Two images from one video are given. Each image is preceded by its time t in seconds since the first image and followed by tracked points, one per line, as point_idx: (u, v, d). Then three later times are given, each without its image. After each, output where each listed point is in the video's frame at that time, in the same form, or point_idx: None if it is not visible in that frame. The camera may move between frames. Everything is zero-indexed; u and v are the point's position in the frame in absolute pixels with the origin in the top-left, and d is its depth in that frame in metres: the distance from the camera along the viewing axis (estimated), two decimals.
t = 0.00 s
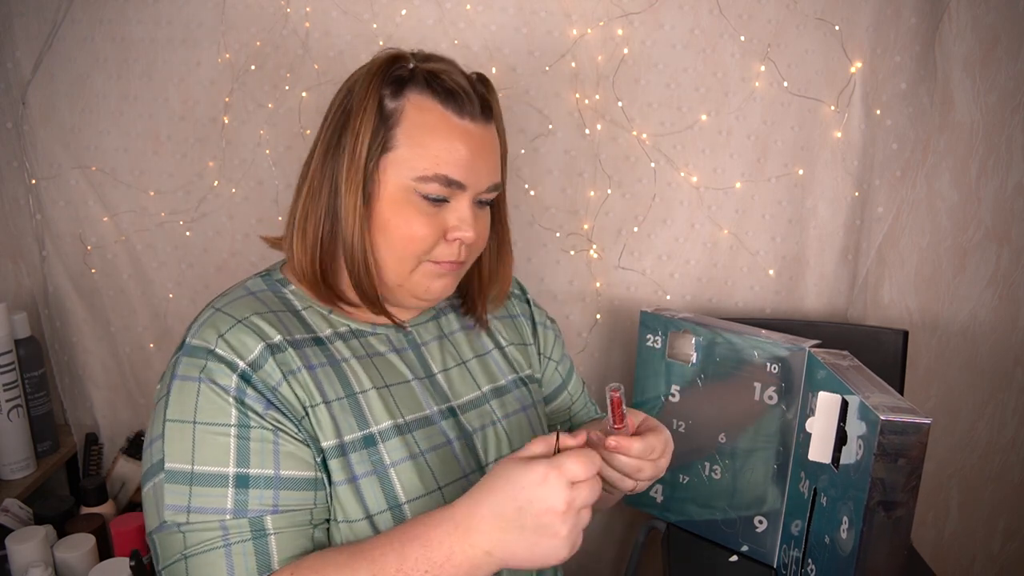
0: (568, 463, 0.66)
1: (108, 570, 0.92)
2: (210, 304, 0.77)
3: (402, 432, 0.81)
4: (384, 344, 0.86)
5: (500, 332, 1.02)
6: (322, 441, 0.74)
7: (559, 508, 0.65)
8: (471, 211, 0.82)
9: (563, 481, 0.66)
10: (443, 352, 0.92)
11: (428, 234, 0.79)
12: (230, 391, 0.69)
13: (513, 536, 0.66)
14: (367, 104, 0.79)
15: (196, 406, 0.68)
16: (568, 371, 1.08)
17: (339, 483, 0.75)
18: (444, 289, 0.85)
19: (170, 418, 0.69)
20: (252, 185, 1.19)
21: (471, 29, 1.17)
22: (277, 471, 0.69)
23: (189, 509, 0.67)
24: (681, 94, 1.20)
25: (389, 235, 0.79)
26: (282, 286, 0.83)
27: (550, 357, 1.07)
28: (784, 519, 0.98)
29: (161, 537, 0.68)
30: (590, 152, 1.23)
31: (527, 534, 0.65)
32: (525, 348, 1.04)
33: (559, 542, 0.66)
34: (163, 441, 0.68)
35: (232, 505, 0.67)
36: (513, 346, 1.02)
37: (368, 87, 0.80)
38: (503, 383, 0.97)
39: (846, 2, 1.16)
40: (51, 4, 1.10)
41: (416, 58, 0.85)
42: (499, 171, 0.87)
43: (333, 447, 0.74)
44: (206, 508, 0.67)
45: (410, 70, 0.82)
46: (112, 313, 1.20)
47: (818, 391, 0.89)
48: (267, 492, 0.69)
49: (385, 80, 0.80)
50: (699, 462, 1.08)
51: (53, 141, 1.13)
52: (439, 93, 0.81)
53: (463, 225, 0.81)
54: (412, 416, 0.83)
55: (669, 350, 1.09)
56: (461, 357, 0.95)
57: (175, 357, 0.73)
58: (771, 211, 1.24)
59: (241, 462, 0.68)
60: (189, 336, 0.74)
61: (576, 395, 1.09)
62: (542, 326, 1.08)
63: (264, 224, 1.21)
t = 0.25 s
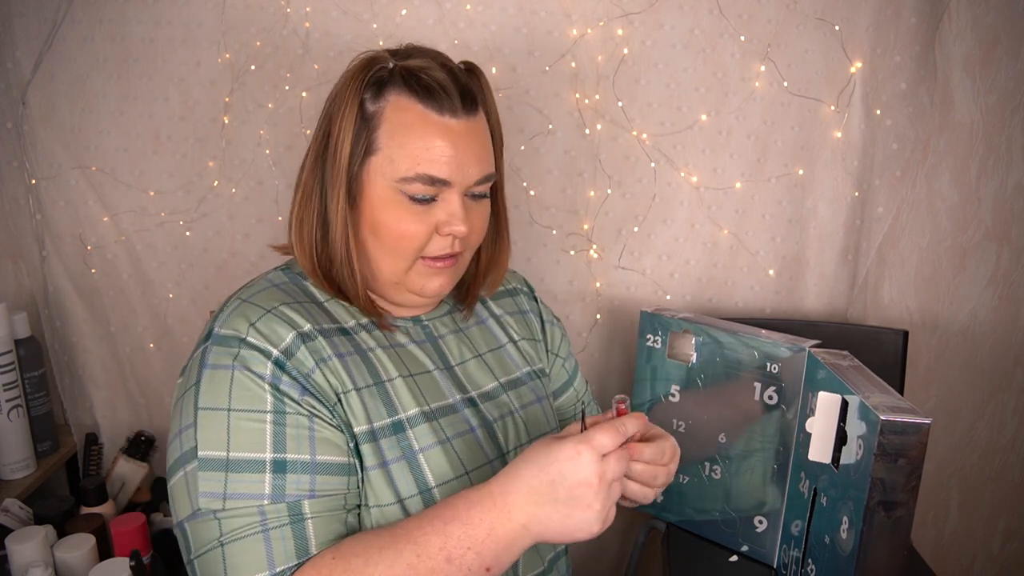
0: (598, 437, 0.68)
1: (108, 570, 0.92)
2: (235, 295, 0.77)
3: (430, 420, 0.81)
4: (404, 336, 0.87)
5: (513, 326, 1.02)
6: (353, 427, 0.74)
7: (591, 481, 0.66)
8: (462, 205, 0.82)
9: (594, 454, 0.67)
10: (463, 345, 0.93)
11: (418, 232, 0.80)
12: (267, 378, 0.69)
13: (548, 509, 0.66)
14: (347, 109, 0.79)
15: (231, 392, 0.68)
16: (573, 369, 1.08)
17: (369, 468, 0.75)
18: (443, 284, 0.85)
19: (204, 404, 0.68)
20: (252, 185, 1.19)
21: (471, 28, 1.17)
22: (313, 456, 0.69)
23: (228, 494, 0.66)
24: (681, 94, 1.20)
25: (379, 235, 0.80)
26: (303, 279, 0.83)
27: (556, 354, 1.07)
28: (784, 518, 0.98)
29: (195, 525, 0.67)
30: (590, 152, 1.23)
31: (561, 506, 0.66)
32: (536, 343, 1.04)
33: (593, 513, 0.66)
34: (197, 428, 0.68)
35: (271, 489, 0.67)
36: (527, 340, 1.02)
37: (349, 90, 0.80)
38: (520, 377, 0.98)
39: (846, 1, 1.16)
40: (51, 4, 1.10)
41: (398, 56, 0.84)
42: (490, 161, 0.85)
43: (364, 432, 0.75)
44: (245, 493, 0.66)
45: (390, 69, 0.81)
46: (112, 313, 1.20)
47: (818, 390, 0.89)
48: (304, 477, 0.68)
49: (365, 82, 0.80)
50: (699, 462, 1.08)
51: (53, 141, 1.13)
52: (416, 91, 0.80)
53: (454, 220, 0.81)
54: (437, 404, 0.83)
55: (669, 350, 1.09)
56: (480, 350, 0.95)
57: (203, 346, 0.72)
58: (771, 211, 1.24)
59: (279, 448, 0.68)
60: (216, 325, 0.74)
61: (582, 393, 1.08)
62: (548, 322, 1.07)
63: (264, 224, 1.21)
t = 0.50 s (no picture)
0: (600, 437, 0.67)
1: (108, 570, 0.92)
2: (244, 289, 0.77)
3: (435, 413, 0.82)
4: (410, 331, 0.87)
5: (520, 325, 1.02)
6: (360, 418, 0.74)
7: (592, 481, 0.65)
8: (469, 198, 0.82)
9: (596, 455, 0.66)
10: (469, 342, 0.93)
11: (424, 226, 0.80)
12: (275, 367, 0.70)
13: (549, 505, 0.66)
14: (351, 106, 0.79)
15: (240, 381, 0.68)
16: (578, 370, 1.08)
17: (375, 460, 0.75)
18: (452, 277, 0.85)
19: (213, 393, 0.68)
20: (252, 185, 1.19)
21: (471, 28, 1.17)
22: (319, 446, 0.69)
23: (235, 482, 0.66)
24: (681, 94, 1.20)
25: (387, 230, 0.80)
26: (310, 274, 0.83)
27: (561, 356, 1.07)
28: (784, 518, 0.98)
29: (200, 514, 0.67)
30: (590, 152, 1.23)
31: (562, 505, 0.66)
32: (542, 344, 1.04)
33: (593, 514, 0.66)
34: (204, 417, 0.68)
35: (278, 478, 0.67)
36: (532, 339, 1.02)
37: (352, 89, 0.80)
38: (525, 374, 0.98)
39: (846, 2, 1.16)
40: (51, 4, 1.10)
41: (399, 54, 0.85)
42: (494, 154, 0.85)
43: (370, 424, 0.75)
44: (252, 481, 0.66)
45: (391, 66, 0.82)
46: (112, 313, 1.20)
47: (818, 390, 0.89)
48: (310, 467, 0.68)
49: (367, 80, 0.81)
50: (699, 462, 1.08)
51: (53, 141, 1.13)
52: (418, 86, 0.80)
53: (461, 212, 0.81)
54: (442, 398, 0.84)
55: (669, 350, 1.09)
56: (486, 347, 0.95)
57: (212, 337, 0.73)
58: (771, 211, 1.24)
59: (287, 436, 0.68)
60: (225, 317, 0.74)
61: (586, 394, 1.08)
62: (553, 322, 1.07)
63: (264, 224, 1.21)
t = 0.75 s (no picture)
0: (574, 419, 0.65)
1: (108, 570, 0.92)
2: (240, 284, 0.78)
3: (422, 411, 0.81)
4: (404, 329, 0.87)
5: (520, 326, 1.02)
6: (342, 413, 0.74)
7: (559, 463, 0.63)
8: (458, 191, 0.83)
9: (568, 436, 0.64)
10: (463, 342, 0.92)
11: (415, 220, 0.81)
12: (258, 359, 0.70)
13: (515, 490, 0.63)
14: (343, 103, 0.81)
15: (224, 372, 0.69)
16: (581, 372, 1.08)
17: (357, 455, 0.75)
18: (445, 272, 0.85)
19: (198, 383, 0.69)
20: (252, 185, 1.19)
21: (471, 28, 1.17)
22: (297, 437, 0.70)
23: (212, 471, 0.66)
24: (681, 94, 1.20)
25: (378, 224, 0.81)
26: (307, 271, 0.84)
27: (562, 357, 1.06)
28: (784, 518, 0.98)
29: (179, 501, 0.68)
30: (590, 152, 1.23)
31: (530, 489, 0.63)
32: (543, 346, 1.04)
33: (561, 499, 0.63)
34: (189, 407, 0.69)
35: (254, 467, 0.67)
36: (532, 340, 1.02)
37: (345, 87, 0.82)
38: (520, 375, 0.97)
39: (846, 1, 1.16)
40: (51, 4, 1.10)
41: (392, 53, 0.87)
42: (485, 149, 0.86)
43: (353, 419, 0.75)
44: (228, 470, 0.67)
45: (383, 64, 0.84)
46: (112, 313, 1.20)
47: (818, 391, 0.89)
48: (287, 458, 0.69)
49: (360, 77, 0.83)
50: (699, 462, 1.08)
51: (53, 141, 1.13)
52: (408, 81, 0.82)
53: (451, 205, 0.82)
54: (430, 396, 0.84)
55: (669, 350, 1.09)
56: (481, 347, 0.95)
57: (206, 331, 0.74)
58: (771, 211, 1.24)
59: (265, 427, 0.69)
60: (218, 311, 0.75)
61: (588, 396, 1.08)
62: (554, 324, 1.07)
63: (264, 224, 1.21)
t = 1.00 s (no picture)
0: (566, 398, 0.64)
1: (108, 570, 0.92)
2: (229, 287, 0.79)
3: (412, 410, 0.82)
4: (394, 329, 0.87)
5: (510, 323, 1.02)
6: (335, 412, 0.75)
7: (553, 441, 0.62)
8: (453, 185, 0.83)
9: (561, 415, 0.63)
10: (453, 341, 0.93)
11: (409, 213, 0.81)
12: (249, 359, 0.71)
13: (509, 470, 0.62)
14: (340, 97, 0.82)
15: (215, 373, 0.69)
16: (575, 368, 1.08)
17: (349, 453, 0.75)
18: (439, 267, 0.84)
19: (190, 386, 0.69)
20: (252, 185, 1.19)
21: (471, 28, 1.17)
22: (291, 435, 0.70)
23: (207, 471, 0.66)
24: (681, 95, 1.20)
25: (372, 217, 0.81)
26: (298, 273, 0.85)
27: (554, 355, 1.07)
28: (784, 518, 0.98)
29: (176, 504, 0.67)
30: (590, 152, 1.23)
31: (524, 469, 0.62)
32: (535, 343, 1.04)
33: (555, 478, 0.62)
34: (183, 409, 0.69)
35: (248, 465, 0.67)
36: (523, 337, 1.02)
37: (342, 81, 0.83)
38: (512, 373, 0.97)
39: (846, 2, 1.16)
40: (51, 4, 1.10)
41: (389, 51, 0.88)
42: (480, 145, 0.86)
43: (345, 417, 0.75)
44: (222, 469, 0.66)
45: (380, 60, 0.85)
46: (112, 313, 1.20)
47: (818, 391, 0.89)
48: (280, 455, 0.68)
49: (357, 72, 0.83)
50: (699, 462, 1.08)
51: (53, 141, 1.13)
52: (405, 76, 0.83)
53: (445, 199, 0.82)
54: (420, 396, 0.84)
55: (669, 350, 1.09)
56: (472, 346, 0.95)
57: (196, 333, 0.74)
58: (771, 211, 1.24)
59: (258, 425, 0.69)
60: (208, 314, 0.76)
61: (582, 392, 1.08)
62: (546, 320, 1.08)
63: (264, 224, 1.21)
